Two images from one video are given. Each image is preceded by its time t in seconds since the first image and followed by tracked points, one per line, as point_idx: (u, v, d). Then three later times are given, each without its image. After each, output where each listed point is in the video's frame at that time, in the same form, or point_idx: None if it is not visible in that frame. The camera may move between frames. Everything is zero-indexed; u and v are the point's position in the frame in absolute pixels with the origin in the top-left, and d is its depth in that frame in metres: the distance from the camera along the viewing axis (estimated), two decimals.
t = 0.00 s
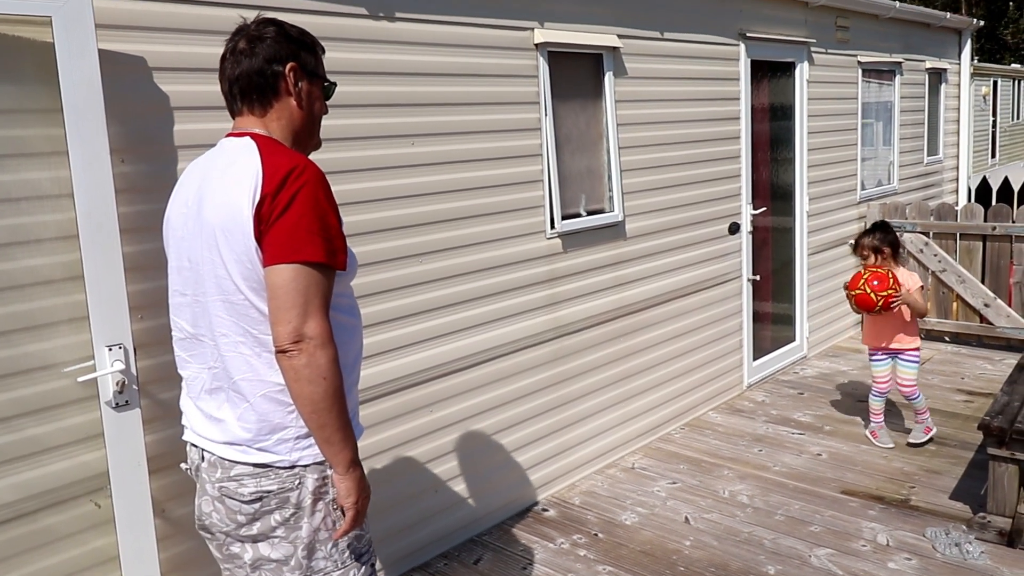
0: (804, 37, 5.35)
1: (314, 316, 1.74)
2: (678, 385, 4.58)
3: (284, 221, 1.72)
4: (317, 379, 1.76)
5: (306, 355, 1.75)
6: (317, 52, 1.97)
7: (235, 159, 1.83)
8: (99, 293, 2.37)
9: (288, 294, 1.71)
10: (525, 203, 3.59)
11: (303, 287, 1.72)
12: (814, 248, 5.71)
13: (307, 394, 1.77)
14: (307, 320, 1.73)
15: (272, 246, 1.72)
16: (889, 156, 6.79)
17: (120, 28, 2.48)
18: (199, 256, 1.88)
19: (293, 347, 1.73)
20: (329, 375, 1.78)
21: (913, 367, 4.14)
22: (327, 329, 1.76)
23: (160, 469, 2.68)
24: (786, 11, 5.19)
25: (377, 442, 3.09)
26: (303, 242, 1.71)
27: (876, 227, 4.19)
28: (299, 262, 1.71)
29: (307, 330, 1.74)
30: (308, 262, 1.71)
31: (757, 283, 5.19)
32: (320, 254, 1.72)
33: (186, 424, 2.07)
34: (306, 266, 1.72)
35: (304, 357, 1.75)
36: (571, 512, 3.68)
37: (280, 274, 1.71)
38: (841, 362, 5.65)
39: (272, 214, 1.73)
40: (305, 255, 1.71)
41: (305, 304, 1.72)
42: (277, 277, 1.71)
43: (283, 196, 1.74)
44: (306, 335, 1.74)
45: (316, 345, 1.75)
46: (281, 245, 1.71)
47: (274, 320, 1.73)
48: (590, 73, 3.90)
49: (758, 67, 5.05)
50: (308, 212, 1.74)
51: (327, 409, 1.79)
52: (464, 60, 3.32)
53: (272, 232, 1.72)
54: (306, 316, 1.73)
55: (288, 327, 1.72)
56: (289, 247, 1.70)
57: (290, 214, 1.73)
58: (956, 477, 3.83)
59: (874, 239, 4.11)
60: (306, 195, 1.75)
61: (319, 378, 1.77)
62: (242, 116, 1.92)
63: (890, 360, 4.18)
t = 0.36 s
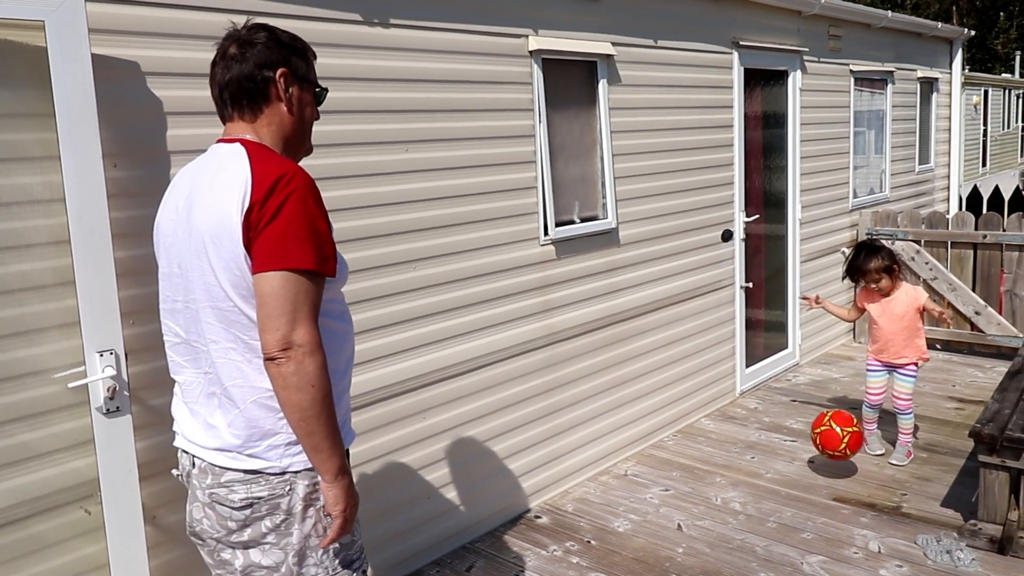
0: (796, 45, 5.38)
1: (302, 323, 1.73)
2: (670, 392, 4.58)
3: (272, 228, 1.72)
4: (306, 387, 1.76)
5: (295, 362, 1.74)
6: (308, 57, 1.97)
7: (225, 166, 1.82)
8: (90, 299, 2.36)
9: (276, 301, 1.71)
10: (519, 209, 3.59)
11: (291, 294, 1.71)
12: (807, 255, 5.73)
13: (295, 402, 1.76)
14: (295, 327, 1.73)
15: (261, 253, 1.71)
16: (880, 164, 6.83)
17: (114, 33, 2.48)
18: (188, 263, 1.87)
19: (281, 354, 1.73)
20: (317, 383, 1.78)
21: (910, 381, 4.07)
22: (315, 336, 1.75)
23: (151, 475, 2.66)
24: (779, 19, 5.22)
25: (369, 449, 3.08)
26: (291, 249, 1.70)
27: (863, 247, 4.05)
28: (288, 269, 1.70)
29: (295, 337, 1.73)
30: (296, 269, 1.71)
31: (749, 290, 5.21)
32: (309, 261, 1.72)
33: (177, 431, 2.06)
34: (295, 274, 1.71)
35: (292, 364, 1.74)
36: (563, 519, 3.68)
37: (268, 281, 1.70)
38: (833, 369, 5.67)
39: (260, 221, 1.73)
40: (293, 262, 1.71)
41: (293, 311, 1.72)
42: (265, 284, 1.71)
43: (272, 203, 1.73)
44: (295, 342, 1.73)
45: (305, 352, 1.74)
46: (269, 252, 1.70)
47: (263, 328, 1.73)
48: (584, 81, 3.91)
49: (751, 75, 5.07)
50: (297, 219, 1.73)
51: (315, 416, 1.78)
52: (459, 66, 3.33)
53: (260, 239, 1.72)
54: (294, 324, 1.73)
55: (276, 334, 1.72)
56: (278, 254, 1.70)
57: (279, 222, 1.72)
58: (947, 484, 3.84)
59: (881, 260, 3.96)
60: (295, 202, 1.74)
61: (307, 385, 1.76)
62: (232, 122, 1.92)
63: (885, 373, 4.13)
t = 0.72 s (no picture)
0: (788, 51, 5.39)
1: (296, 327, 1.73)
2: (663, 398, 4.58)
3: (266, 231, 1.71)
4: (298, 391, 1.75)
5: (287, 365, 1.74)
6: (303, 62, 1.96)
7: (219, 169, 1.82)
8: (80, 304, 2.34)
9: (269, 304, 1.70)
10: (511, 215, 3.59)
11: (285, 298, 1.71)
12: (799, 261, 5.74)
13: (288, 405, 1.76)
14: (288, 331, 1.72)
15: (254, 256, 1.70)
16: (873, 170, 6.84)
17: (105, 38, 2.47)
18: (182, 266, 1.87)
19: (274, 358, 1.72)
20: (310, 387, 1.77)
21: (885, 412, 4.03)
22: (309, 339, 1.75)
23: (140, 481, 2.65)
24: (771, 25, 5.23)
25: (360, 455, 3.07)
26: (285, 252, 1.70)
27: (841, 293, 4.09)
28: (281, 273, 1.69)
29: (288, 341, 1.72)
30: (290, 273, 1.70)
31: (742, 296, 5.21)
32: (303, 265, 1.71)
33: (169, 435, 2.06)
34: (288, 277, 1.70)
35: (285, 367, 1.73)
36: (555, 525, 3.67)
37: (261, 285, 1.70)
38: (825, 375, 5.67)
39: (253, 224, 1.73)
40: (287, 265, 1.70)
41: (286, 314, 1.71)
42: (259, 288, 1.70)
43: (265, 207, 1.73)
44: (288, 346, 1.73)
45: (298, 356, 1.74)
46: (262, 256, 1.70)
47: (256, 331, 1.72)
48: (576, 87, 3.91)
49: (744, 81, 5.07)
50: (291, 222, 1.73)
51: (308, 420, 1.78)
52: (450, 72, 3.32)
53: (254, 243, 1.71)
54: (288, 327, 1.72)
55: (269, 337, 1.71)
56: (271, 258, 1.69)
57: (272, 225, 1.72)
58: (938, 491, 3.84)
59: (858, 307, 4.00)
60: (288, 206, 1.74)
61: (300, 389, 1.76)
62: (225, 125, 1.91)
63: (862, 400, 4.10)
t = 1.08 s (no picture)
0: (789, 54, 5.38)
1: (302, 327, 1.73)
2: (664, 402, 4.57)
3: (274, 231, 1.71)
4: (305, 390, 1.75)
5: (294, 365, 1.74)
6: (313, 69, 1.96)
7: (225, 170, 1.82)
8: (83, 304, 2.35)
9: (276, 304, 1.70)
10: (511, 217, 3.58)
11: (292, 297, 1.71)
12: (800, 264, 5.72)
13: (294, 405, 1.76)
14: (295, 331, 1.72)
15: (261, 256, 1.71)
16: (874, 173, 6.82)
17: (106, 40, 2.47)
18: (188, 266, 1.87)
19: (281, 358, 1.72)
20: (317, 387, 1.77)
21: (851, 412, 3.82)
22: (315, 340, 1.75)
23: (141, 482, 2.65)
24: (773, 28, 5.21)
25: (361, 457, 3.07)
26: (293, 252, 1.70)
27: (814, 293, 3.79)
28: (289, 273, 1.70)
29: (295, 340, 1.73)
30: (297, 272, 1.70)
31: (742, 300, 5.20)
32: (310, 265, 1.71)
33: (173, 436, 2.06)
34: (296, 277, 1.70)
35: (292, 367, 1.73)
36: (554, 529, 3.66)
37: (268, 285, 1.70)
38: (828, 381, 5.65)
39: (261, 224, 1.73)
40: (294, 265, 1.70)
41: (293, 314, 1.71)
42: (266, 288, 1.70)
43: (273, 206, 1.73)
44: (295, 346, 1.73)
45: (304, 356, 1.74)
46: (269, 255, 1.70)
47: (263, 331, 1.72)
48: (574, 89, 3.90)
49: (745, 83, 5.06)
50: (298, 222, 1.73)
51: (314, 420, 1.78)
52: (449, 74, 3.32)
53: (261, 242, 1.71)
54: (294, 327, 1.72)
55: (276, 338, 1.71)
56: (278, 258, 1.70)
57: (279, 225, 1.72)
58: (940, 496, 3.82)
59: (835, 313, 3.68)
60: (295, 206, 1.74)
61: (306, 389, 1.76)
62: (232, 127, 1.92)
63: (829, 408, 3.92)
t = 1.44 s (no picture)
0: (801, 51, 5.35)
1: (315, 323, 1.73)
2: (673, 401, 4.56)
3: (289, 226, 1.71)
4: (317, 387, 1.75)
5: (307, 361, 1.74)
6: (338, 70, 1.97)
7: (242, 165, 1.82)
8: (96, 299, 2.36)
9: (290, 300, 1.70)
10: (522, 215, 3.58)
11: (306, 293, 1.71)
12: (812, 263, 5.70)
13: (306, 402, 1.76)
14: (308, 327, 1.72)
15: (276, 252, 1.71)
16: (886, 171, 6.78)
17: (120, 35, 2.48)
18: (204, 261, 1.87)
19: (293, 354, 1.73)
20: (329, 383, 1.77)
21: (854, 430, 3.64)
22: (328, 336, 1.75)
23: (154, 476, 2.66)
24: (785, 25, 5.19)
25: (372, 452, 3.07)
26: (308, 249, 1.70)
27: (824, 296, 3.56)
28: (303, 269, 1.70)
29: (308, 337, 1.73)
30: (311, 269, 1.70)
31: (753, 298, 5.18)
32: (324, 261, 1.71)
33: (186, 430, 2.06)
34: (310, 273, 1.71)
35: (304, 363, 1.74)
36: (563, 526, 3.66)
37: (282, 280, 1.70)
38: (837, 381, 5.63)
39: (276, 220, 1.73)
40: (309, 261, 1.71)
41: (307, 310, 1.71)
42: (280, 283, 1.70)
43: (289, 202, 1.73)
44: (307, 342, 1.73)
45: (317, 352, 1.74)
46: (284, 252, 1.70)
47: (276, 326, 1.73)
48: (586, 86, 3.89)
49: (756, 81, 5.04)
50: (314, 218, 1.73)
51: (326, 417, 1.78)
52: (462, 70, 3.32)
53: (276, 238, 1.71)
54: (308, 323, 1.72)
55: (290, 333, 1.72)
56: (293, 254, 1.70)
57: (294, 221, 1.72)
58: (951, 496, 3.80)
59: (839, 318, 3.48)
60: (311, 202, 1.74)
61: (319, 385, 1.76)
62: (252, 121, 1.92)
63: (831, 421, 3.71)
